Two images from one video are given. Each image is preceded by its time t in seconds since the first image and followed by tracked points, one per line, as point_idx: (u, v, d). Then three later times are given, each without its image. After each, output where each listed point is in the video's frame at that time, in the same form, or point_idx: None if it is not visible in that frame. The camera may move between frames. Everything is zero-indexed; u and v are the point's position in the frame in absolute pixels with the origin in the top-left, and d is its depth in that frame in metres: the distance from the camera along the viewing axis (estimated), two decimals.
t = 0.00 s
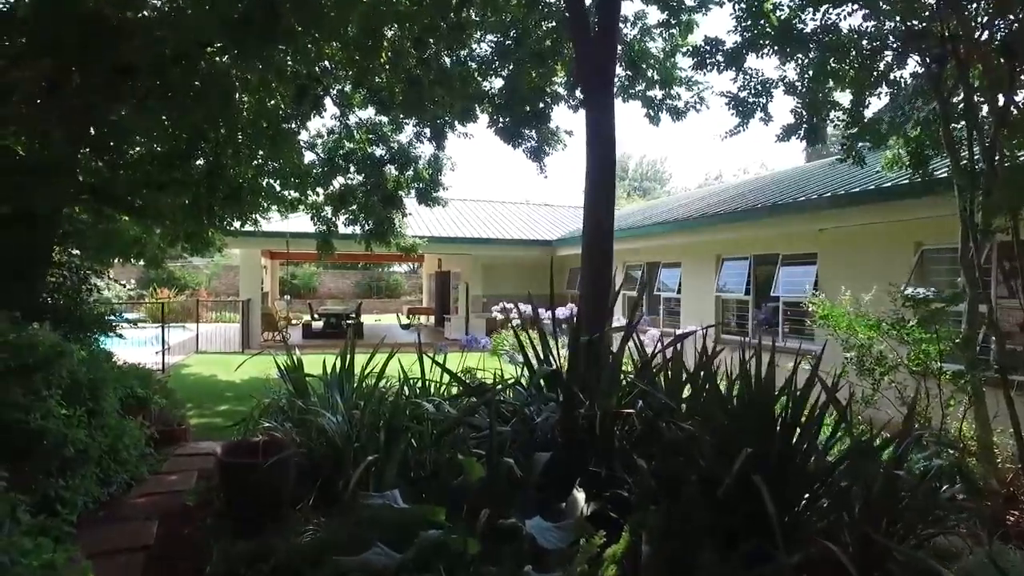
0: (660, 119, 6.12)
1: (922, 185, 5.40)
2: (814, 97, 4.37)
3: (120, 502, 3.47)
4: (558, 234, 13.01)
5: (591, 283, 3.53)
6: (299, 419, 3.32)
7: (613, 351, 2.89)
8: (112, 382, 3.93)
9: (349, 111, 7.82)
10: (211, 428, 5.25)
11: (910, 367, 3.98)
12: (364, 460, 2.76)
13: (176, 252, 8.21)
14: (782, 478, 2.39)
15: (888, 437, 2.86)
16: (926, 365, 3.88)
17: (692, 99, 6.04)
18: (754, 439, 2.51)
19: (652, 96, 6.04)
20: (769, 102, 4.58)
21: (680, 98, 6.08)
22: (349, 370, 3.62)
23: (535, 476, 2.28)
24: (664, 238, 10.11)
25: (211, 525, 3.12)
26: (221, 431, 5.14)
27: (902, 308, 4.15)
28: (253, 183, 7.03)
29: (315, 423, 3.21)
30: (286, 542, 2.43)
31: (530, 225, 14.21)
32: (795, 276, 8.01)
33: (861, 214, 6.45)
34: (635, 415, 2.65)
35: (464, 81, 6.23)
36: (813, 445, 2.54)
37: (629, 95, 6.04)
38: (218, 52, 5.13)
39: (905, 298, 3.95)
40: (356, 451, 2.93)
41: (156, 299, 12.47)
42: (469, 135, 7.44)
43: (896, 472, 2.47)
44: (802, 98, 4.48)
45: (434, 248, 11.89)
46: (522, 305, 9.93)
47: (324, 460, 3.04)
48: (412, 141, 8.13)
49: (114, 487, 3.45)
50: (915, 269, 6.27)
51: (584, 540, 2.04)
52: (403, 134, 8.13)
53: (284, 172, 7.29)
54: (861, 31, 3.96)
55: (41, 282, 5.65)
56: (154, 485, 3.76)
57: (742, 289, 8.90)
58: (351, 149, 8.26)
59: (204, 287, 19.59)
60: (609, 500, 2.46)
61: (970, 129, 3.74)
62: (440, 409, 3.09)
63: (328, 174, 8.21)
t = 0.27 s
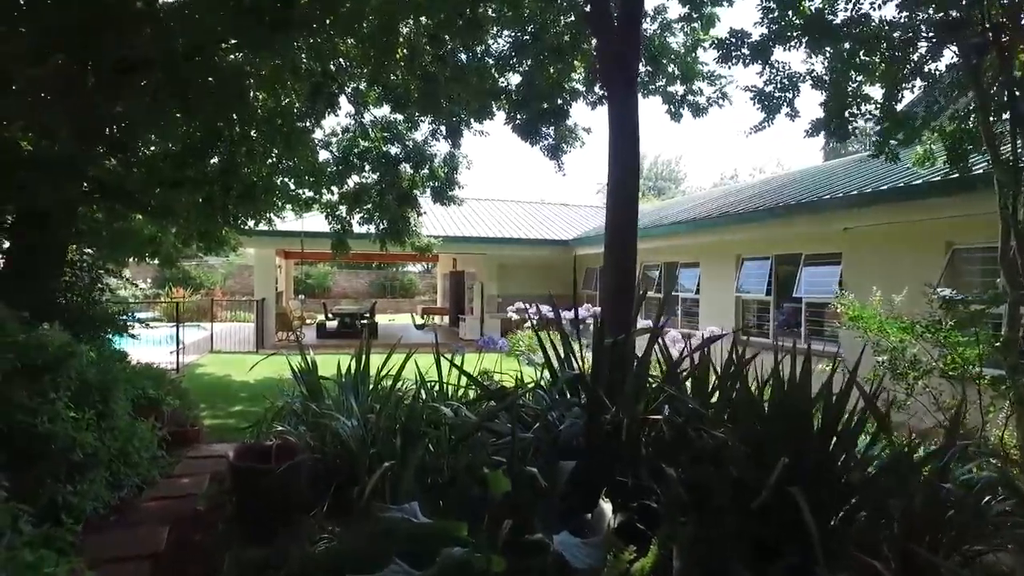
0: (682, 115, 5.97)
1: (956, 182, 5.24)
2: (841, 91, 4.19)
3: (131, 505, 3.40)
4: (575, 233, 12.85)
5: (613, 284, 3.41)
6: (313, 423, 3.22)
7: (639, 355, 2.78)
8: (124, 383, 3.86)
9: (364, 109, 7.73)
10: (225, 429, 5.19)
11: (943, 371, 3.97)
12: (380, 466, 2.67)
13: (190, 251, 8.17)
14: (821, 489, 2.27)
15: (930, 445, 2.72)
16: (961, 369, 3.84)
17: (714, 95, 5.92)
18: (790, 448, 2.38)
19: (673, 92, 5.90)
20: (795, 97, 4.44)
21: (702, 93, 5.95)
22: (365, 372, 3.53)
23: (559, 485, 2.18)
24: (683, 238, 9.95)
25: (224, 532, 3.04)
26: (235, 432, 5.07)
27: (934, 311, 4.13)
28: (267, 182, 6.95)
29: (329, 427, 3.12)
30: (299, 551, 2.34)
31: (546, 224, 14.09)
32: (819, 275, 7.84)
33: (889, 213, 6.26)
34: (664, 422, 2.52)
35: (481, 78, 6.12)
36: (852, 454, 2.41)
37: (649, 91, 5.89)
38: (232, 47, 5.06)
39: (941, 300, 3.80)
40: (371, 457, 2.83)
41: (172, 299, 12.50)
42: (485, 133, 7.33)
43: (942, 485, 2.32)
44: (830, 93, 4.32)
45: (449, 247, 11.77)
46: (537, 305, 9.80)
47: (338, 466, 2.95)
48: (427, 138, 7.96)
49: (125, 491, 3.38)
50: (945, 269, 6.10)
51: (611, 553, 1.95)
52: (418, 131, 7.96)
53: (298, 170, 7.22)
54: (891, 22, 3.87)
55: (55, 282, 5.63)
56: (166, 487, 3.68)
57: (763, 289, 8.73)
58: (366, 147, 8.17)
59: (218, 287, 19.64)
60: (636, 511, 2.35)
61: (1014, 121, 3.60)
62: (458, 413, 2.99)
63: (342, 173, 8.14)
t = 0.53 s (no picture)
0: (703, 110, 5.82)
1: (988, 177, 5.16)
2: (872, 82, 4.13)
3: (142, 508, 3.34)
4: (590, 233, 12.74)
5: (637, 283, 3.28)
6: (327, 427, 3.12)
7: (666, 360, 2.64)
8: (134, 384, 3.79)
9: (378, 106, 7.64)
10: (238, 430, 5.11)
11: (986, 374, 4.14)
12: (395, 472, 2.58)
13: (204, 251, 8.13)
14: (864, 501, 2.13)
15: (978, 454, 2.56)
16: (1002, 371, 4.02)
17: (736, 90, 5.78)
18: (832, 460, 2.24)
19: (693, 86, 5.75)
20: (823, 90, 4.26)
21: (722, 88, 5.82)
22: (381, 374, 3.43)
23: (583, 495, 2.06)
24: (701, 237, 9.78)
25: (234, 538, 2.96)
26: (248, 433, 5.00)
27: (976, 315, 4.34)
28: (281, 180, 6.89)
29: (343, 432, 3.01)
30: (311, 561, 2.25)
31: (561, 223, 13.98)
32: (843, 275, 7.71)
33: (918, 210, 6.11)
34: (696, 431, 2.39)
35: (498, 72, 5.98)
36: (898, 466, 2.26)
37: (668, 87, 5.72)
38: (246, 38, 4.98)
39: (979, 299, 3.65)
40: (386, 463, 2.72)
41: (187, 298, 12.50)
42: (501, 130, 7.22)
43: (994, 496, 2.16)
44: (860, 84, 4.17)
45: (464, 247, 11.68)
46: (553, 305, 9.67)
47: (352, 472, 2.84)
48: (442, 136, 7.94)
49: (135, 494, 3.31)
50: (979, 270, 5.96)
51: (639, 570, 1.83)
52: (433, 129, 7.94)
53: (312, 168, 7.16)
54: (926, 12, 3.79)
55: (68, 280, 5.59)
56: (177, 490, 3.61)
57: (785, 292, 8.61)
58: (380, 146, 8.13)
59: (233, 287, 19.69)
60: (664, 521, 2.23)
61: None
62: (477, 418, 2.87)
63: (357, 171, 8.08)
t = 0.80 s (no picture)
0: (722, 105, 5.68)
1: None
2: (902, 74, 3.97)
3: (149, 512, 3.27)
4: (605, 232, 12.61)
5: (659, 284, 3.15)
6: (337, 431, 3.02)
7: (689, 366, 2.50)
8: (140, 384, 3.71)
9: (391, 104, 7.54)
10: (248, 431, 5.02)
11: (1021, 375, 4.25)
12: (408, 478, 2.48)
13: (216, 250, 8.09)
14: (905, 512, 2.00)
15: None
16: None
17: (757, 85, 5.67)
18: (871, 469, 2.12)
19: (712, 81, 5.58)
20: (849, 83, 4.11)
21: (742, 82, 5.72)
22: (394, 374, 3.34)
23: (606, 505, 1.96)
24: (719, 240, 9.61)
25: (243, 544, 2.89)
26: (259, 434, 4.91)
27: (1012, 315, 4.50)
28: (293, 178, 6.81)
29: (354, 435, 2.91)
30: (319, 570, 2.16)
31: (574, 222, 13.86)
32: (868, 275, 7.58)
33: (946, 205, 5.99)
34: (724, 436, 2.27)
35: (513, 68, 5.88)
36: (943, 473, 2.13)
37: (687, 82, 5.54)
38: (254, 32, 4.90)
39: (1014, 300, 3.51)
40: (398, 469, 2.64)
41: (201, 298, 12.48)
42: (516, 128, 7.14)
43: None
44: (888, 76, 4.03)
45: (477, 246, 11.58)
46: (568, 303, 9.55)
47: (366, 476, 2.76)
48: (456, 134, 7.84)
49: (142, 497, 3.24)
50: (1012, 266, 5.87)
51: None
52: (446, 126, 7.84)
53: (324, 166, 7.09)
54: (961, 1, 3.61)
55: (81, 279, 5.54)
56: (186, 492, 3.54)
57: (805, 291, 8.49)
58: (393, 144, 8.05)
59: (246, 286, 19.69)
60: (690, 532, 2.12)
61: None
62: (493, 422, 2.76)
63: (369, 169, 8.02)
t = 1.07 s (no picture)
0: (743, 100, 5.50)
1: None
2: (936, 66, 3.81)
3: (155, 518, 3.19)
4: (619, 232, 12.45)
5: (682, 285, 2.99)
6: (348, 435, 2.91)
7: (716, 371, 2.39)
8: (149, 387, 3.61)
9: (404, 101, 7.42)
10: (258, 433, 4.93)
11: None
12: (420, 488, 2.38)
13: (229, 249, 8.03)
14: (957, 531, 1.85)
15: None
16: None
17: (780, 78, 5.53)
18: (915, 479, 2.00)
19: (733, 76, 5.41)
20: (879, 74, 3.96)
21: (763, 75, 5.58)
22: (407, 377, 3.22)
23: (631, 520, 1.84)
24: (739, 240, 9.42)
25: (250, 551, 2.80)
26: (269, 436, 4.82)
27: None
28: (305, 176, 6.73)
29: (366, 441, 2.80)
30: None
31: (590, 221, 13.71)
32: (890, 274, 7.42)
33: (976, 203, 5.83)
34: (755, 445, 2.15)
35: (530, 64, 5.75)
36: (991, 484, 2.01)
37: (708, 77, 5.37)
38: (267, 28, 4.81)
39: None
40: (410, 476, 2.53)
41: (214, 297, 12.43)
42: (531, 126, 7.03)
43: None
44: (921, 67, 3.86)
45: (491, 246, 11.47)
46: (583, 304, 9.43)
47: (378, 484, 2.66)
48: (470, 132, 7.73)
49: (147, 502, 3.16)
50: None
51: None
52: (459, 125, 7.74)
53: (337, 165, 7.00)
54: None
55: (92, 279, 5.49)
56: (193, 497, 3.46)
57: (827, 292, 8.32)
58: (405, 142, 7.94)
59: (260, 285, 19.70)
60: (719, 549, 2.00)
61: None
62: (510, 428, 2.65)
63: (382, 168, 7.88)
